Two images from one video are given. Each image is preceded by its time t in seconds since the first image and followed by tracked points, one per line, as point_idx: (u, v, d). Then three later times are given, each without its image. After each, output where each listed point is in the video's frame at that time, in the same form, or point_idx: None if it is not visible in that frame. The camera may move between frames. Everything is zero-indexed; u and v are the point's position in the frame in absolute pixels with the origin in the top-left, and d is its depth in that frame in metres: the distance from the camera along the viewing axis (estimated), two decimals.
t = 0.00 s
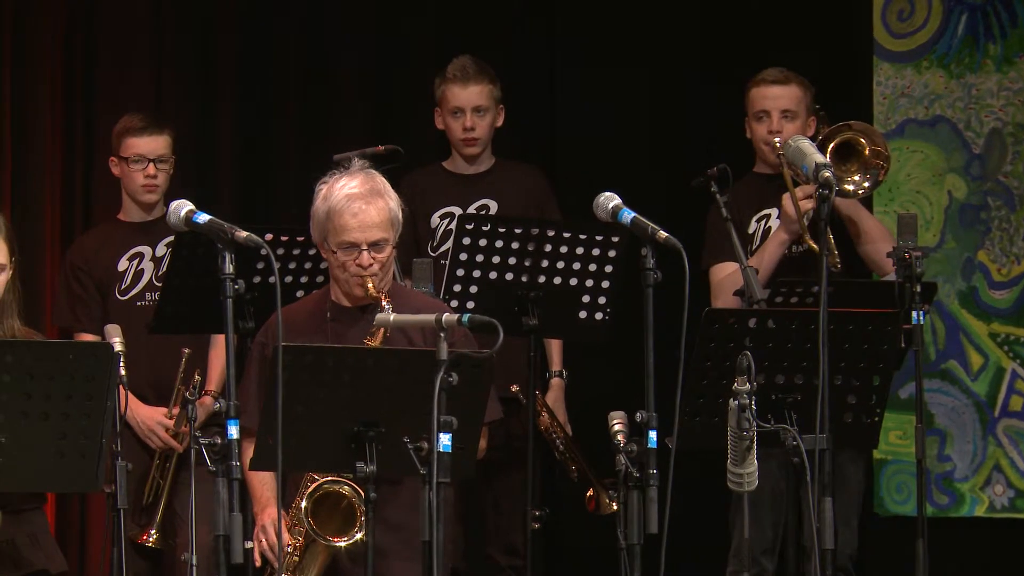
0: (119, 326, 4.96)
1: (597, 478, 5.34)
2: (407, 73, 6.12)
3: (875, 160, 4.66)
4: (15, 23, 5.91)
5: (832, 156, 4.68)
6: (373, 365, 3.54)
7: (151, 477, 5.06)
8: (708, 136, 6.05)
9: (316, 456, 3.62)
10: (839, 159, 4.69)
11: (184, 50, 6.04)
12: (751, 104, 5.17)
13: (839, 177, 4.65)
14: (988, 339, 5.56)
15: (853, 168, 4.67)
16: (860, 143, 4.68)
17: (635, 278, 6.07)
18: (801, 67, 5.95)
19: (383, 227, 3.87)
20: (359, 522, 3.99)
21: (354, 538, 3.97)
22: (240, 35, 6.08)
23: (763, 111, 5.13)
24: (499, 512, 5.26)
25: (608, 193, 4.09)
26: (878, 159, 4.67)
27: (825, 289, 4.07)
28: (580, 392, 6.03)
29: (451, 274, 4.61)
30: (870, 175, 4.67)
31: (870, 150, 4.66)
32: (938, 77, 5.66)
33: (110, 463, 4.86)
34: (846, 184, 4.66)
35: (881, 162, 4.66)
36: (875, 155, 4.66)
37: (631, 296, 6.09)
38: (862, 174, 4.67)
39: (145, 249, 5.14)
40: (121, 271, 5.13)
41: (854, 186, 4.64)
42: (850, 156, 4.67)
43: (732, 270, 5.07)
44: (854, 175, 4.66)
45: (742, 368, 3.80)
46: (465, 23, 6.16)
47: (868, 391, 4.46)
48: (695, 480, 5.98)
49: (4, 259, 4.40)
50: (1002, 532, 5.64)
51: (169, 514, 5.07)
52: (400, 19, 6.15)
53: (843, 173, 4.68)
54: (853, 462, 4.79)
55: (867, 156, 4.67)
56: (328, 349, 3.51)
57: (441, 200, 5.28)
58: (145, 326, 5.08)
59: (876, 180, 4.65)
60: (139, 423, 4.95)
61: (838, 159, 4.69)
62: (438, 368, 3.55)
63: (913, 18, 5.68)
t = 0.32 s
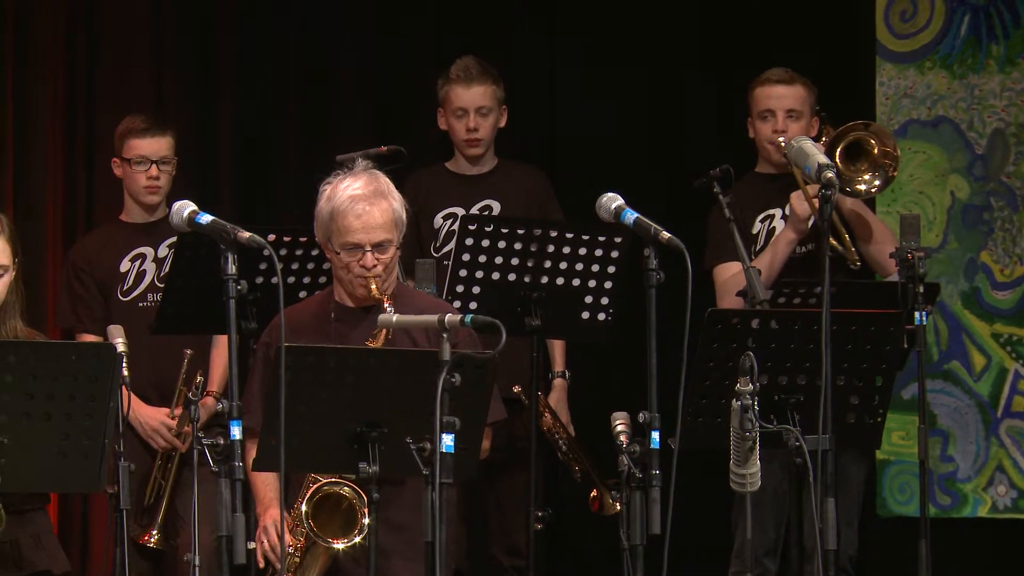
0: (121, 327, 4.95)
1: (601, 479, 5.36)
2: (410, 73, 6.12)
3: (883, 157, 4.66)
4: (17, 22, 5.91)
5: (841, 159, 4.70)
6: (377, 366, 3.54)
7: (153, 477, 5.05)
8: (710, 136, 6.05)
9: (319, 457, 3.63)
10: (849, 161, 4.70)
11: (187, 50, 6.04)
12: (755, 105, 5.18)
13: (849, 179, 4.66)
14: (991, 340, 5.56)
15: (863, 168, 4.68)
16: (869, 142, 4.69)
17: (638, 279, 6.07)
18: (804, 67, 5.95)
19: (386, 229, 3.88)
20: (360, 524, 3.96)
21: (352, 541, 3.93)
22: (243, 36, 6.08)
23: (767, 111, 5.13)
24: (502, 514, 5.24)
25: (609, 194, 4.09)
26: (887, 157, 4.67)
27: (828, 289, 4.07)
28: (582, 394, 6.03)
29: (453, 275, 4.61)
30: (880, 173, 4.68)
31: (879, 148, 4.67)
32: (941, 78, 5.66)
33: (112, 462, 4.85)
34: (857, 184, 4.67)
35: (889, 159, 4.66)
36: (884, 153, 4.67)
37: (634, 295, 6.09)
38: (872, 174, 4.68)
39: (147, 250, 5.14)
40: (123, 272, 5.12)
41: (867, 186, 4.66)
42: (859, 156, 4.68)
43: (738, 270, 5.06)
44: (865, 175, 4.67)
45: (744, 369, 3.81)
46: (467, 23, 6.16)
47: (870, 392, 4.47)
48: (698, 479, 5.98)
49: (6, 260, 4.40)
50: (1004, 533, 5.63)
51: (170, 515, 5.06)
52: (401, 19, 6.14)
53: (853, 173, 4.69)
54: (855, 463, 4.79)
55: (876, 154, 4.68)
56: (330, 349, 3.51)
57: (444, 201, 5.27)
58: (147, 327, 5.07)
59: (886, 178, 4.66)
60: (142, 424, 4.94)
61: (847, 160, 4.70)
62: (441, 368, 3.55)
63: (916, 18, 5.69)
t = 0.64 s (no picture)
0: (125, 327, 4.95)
1: (606, 480, 5.29)
2: (415, 73, 6.11)
3: (898, 158, 4.66)
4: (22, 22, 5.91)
5: (856, 162, 4.69)
6: (381, 366, 3.54)
7: (157, 478, 5.03)
8: (715, 135, 6.02)
9: (324, 458, 3.63)
10: (863, 163, 4.70)
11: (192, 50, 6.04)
12: (762, 106, 5.19)
13: (867, 181, 4.66)
14: (995, 340, 5.56)
15: (879, 170, 4.68)
16: (882, 145, 4.68)
17: (642, 279, 6.06)
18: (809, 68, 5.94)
19: (391, 228, 3.89)
20: (362, 521, 3.97)
21: (354, 540, 3.94)
22: (248, 36, 6.08)
23: (776, 112, 5.13)
24: (506, 514, 5.23)
25: (613, 194, 4.09)
26: (901, 159, 4.67)
27: (832, 291, 4.07)
28: (586, 394, 6.03)
29: (458, 276, 4.61)
30: (896, 174, 4.68)
31: (892, 150, 4.66)
32: (946, 78, 5.66)
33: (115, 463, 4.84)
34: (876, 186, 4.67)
35: (905, 158, 4.65)
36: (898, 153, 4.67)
37: (640, 295, 6.05)
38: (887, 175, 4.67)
39: (152, 250, 5.14)
40: (128, 272, 5.11)
41: (886, 188, 4.65)
42: (873, 159, 4.68)
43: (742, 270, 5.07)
44: (882, 176, 4.66)
45: (749, 370, 3.83)
46: (472, 23, 6.15)
47: (875, 393, 4.47)
48: (703, 480, 5.97)
49: (9, 260, 4.40)
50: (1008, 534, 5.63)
51: (175, 515, 5.05)
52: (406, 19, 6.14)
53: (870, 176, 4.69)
54: (860, 464, 4.79)
55: (890, 156, 4.67)
56: (334, 350, 3.51)
57: (449, 202, 5.24)
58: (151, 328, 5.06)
59: (902, 178, 4.65)
60: (145, 424, 4.94)
61: (862, 163, 4.70)
62: (446, 368, 3.56)
63: (921, 19, 5.69)
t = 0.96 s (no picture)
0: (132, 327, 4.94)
1: (613, 481, 5.31)
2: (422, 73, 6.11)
3: (920, 159, 4.86)
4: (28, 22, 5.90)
5: (881, 168, 4.88)
6: (388, 366, 3.54)
7: (165, 479, 5.02)
8: (721, 135, 6.02)
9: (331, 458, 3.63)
10: (888, 168, 4.90)
11: (198, 51, 6.03)
12: (772, 108, 5.22)
13: (894, 187, 4.88)
14: (1002, 341, 5.56)
15: (902, 173, 4.89)
16: (903, 149, 4.87)
17: (648, 280, 6.06)
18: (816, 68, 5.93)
19: (399, 226, 3.90)
20: (371, 515, 3.96)
21: (365, 533, 3.95)
22: (255, 37, 6.09)
23: (787, 113, 5.16)
24: (513, 516, 5.22)
25: (621, 196, 4.11)
26: (923, 162, 4.87)
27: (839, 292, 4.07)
28: (592, 394, 6.02)
29: (465, 277, 4.61)
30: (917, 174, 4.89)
31: (913, 153, 4.87)
32: (953, 79, 5.66)
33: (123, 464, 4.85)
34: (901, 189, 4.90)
35: (926, 159, 4.86)
36: (920, 155, 4.86)
37: (646, 295, 6.06)
38: (910, 176, 4.89)
39: (159, 250, 5.13)
40: (135, 273, 5.11)
41: (913, 189, 4.89)
42: (897, 164, 4.88)
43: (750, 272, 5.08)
44: (906, 179, 4.89)
45: (756, 371, 3.83)
46: (479, 23, 6.14)
47: (882, 393, 4.47)
48: (710, 481, 5.97)
49: (13, 260, 4.41)
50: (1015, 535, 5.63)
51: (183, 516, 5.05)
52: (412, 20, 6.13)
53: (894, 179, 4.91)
54: (867, 464, 4.79)
55: (911, 159, 4.88)
56: (341, 351, 3.52)
57: (456, 202, 5.23)
58: (157, 328, 5.05)
59: (924, 179, 4.87)
60: (152, 425, 4.94)
61: (886, 167, 4.90)
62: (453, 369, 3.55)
63: (928, 19, 5.68)
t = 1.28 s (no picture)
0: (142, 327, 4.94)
1: (623, 481, 5.27)
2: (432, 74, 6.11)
3: (938, 160, 4.93)
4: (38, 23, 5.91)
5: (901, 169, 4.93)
6: (399, 366, 3.55)
7: (175, 479, 5.02)
8: (729, 135, 6.03)
9: (342, 459, 3.64)
10: (908, 169, 4.95)
11: (208, 51, 6.04)
12: (785, 109, 5.22)
13: (915, 188, 4.93)
14: (1013, 341, 5.55)
15: (922, 174, 4.94)
16: (923, 151, 4.93)
17: (658, 280, 6.06)
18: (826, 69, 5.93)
19: (408, 227, 3.90)
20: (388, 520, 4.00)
21: (383, 537, 3.98)
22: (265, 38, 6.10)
23: (801, 114, 5.17)
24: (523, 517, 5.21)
25: (631, 196, 4.12)
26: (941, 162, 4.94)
27: (850, 292, 4.07)
28: (603, 394, 6.03)
29: (476, 277, 4.61)
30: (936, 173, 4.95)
31: (933, 155, 4.93)
32: (964, 79, 5.65)
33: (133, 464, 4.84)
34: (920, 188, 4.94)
35: (944, 160, 4.92)
36: (939, 156, 4.93)
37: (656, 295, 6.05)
38: (929, 175, 4.95)
39: (169, 250, 5.13)
40: (145, 273, 5.11)
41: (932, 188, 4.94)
42: (916, 164, 4.93)
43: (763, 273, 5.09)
44: (926, 179, 4.94)
45: (766, 371, 3.83)
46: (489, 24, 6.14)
47: (893, 394, 4.48)
48: (720, 481, 5.97)
49: (22, 260, 4.42)
50: None
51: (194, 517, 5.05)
52: (423, 19, 6.12)
53: (913, 179, 4.96)
54: (879, 464, 4.79)
55: (930, 160, 4.94)
56: (352, 351, 3.52)
57: (466, 203, 5.23)
58: (167, 329, 5.05)
59: (943, 178, 4.92)
60: (162, 425, 4.93)
61: (906, 168, 4.95)
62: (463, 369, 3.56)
63: (938, 19, 5.68)
